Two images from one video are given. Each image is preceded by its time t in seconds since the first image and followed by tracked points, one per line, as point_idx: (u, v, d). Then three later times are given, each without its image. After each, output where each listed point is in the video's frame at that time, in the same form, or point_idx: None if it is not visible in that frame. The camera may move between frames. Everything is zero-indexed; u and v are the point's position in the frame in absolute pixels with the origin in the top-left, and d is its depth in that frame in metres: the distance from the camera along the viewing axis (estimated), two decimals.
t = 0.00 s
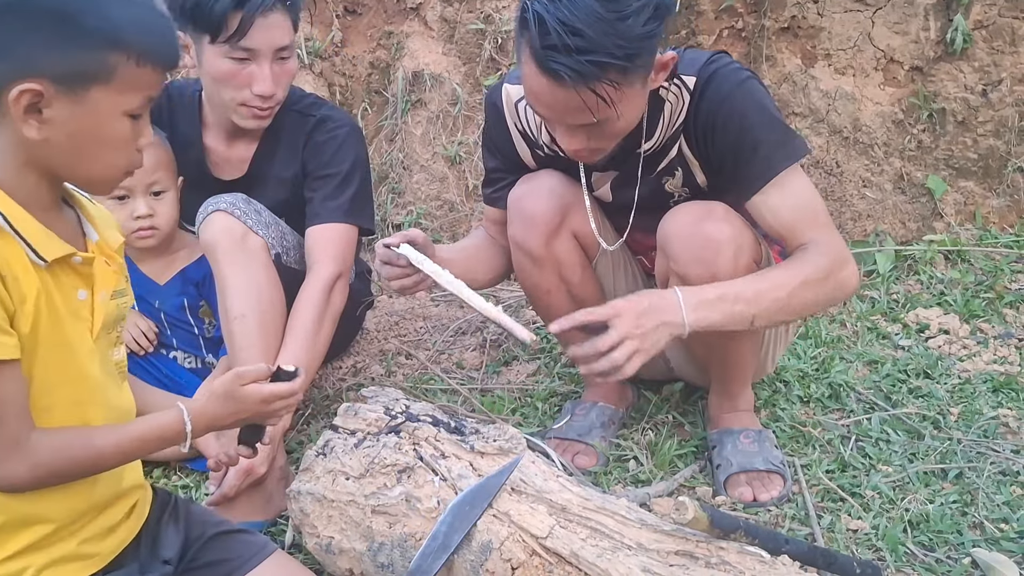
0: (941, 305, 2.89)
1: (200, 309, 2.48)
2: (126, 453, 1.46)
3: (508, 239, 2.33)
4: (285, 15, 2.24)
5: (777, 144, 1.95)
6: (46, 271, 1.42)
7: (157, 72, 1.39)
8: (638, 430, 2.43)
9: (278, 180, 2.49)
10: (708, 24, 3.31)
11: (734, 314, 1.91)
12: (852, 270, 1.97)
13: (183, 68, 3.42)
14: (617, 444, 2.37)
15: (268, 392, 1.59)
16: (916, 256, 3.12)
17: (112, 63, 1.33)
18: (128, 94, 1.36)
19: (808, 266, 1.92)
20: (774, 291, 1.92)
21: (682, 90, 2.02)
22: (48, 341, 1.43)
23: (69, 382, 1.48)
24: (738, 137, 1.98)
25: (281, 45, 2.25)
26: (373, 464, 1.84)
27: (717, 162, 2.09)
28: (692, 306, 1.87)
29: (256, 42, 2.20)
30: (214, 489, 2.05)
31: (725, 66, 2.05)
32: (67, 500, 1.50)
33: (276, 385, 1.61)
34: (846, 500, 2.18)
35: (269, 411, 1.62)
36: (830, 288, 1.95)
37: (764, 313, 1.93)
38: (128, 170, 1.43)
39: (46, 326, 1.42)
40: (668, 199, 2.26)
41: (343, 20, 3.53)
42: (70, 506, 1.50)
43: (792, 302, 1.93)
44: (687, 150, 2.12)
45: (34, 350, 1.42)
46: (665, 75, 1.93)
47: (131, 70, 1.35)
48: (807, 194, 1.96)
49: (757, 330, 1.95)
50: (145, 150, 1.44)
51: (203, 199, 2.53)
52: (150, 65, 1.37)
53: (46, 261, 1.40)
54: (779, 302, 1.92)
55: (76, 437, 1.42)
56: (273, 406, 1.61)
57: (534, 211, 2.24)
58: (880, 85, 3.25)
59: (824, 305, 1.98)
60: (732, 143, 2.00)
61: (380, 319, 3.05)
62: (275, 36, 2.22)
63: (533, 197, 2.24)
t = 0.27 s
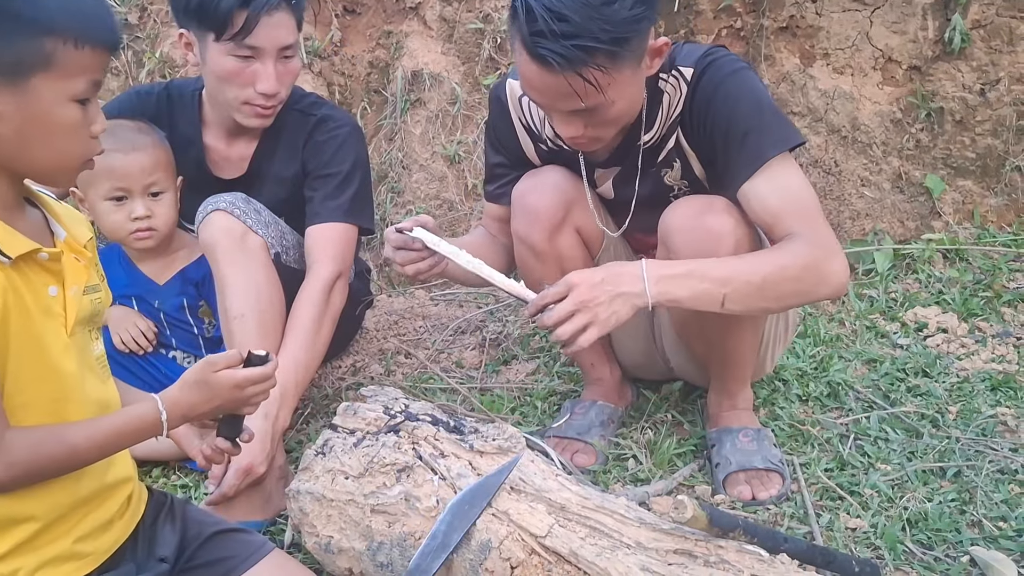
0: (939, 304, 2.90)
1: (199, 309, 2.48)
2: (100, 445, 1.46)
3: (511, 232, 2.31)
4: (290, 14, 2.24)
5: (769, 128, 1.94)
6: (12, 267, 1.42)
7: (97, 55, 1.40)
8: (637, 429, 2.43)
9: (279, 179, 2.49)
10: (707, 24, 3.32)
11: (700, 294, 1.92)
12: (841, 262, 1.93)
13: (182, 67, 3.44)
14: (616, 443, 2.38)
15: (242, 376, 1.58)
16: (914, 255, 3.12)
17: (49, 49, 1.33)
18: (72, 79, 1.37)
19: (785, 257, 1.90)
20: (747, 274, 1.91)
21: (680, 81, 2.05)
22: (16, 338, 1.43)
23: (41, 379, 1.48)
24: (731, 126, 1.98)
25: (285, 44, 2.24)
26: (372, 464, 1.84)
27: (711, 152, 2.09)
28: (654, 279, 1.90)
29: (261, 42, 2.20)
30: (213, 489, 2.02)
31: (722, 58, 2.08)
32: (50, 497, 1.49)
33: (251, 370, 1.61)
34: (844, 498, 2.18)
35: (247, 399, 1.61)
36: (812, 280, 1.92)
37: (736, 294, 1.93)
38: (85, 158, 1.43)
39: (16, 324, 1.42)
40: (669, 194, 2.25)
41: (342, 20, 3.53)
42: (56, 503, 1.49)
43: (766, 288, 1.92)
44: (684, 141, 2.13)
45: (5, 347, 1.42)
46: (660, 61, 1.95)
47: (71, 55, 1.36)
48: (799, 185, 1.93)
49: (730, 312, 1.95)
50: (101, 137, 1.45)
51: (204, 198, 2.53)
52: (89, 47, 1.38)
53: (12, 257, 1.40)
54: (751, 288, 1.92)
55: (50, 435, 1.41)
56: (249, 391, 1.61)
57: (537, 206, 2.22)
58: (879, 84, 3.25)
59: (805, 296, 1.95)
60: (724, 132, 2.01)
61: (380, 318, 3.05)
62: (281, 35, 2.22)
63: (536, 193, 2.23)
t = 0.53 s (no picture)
0: (940, 305, 2.89)
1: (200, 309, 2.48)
2: (92, 443, 1.45)
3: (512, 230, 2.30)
4: (293, 13, 2.23)
5: (777, 127, 1.96)
6: None
7: (74, 46, 1.41)
8: (638, 429, 2.42)
9: (280, 178, 2.48)
10: (708, 24, 3.32)
11: (725, 300, 1.93)
12: (851, 258, 1.96)
13: (183, 66, 3.44)
14: (616, 443, 2.37)
15: (232, 373, 1.57)
16: (915, 255, 3.12)
17: (24, 42, 1.34)
18: (49, 72, 1.38)
19: (803, 258, 1.92)
20: (767, 278, 1.93)
21: (685, 79, 2.05)
22: (7, 335, 1.43)
23: (32, 377, 1.48)
24: (739, 123, 1.99)
25: (288, 43, 2.24)
26: (372, 463, 1.84)
27: (718, 150, 2.09)
28: (683, 291, 1.91)
29: (264, 41, 2.19)
30: (213, 488, 2.02)
31: (727, 56, 2.08)
32: (42, 495, 1.47)
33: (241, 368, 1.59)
34: (845, 499, 2.18)
35: (241, 396, 1.60)
36: (827, 278, 1.95)
37: (757, 297, 1.94)
38: (66, 153, 1.45)
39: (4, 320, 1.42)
40: (673, 190, 2.24)
41: (343, 19, 3.53)
42: (49, 502, 1.48)
43: (785, 290, 1.94)
44: (689, 138, 2.12)
45: None
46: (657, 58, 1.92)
47: (46, 47, 1.37)
48: (807, 183, 1.96)
49: (750, 314, 1.97)
50: (82, 130, 1.46)
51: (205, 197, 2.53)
52: (64, 39, 1.39)
53: None
54: (771, 291, 1.94)
55: (40, 434, 1.41)
56: (239, 388, 1.59)
57: (539, 203, 2.21)
58: (880, 84, 3.25)
59: (819, 294, 1.98)
60: (732, 129, 2.01)
61: (380, 318, 3.05)
62: (285, 34, 2.22)
63: (538, 191, 2.22)
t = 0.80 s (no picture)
0: (940, 308, 2.90)
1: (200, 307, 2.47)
2: (88, 444, 1.45)
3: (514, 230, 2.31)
4: (295, 13, 2.23)
5: (785, 130, 1.97)
6: None
7: (62, 43, 1.42)
8: (637, 430, 2.43)
9: (281, 177, 2.48)
10: (709, 26, 3.32)
11: (739, 308, 1.94)
12: (856, 261, 1.98)
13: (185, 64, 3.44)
14: (616, 444, 2.37)
15: (229, 371, 1.57)
16: (915, 259, 3.12)
17: (13, 40, 1.35)
18: (38, 69, 1.39)
19: (812, 262, 1.92)
20: (780, 285, 1.93)
21: (690, 81, 2.07)
22: (5, 335, 1.42)
23: (29, 377, 1.47)
24: (745, 125, 2.00)
25: (291, 43, 2.24)
26: (371, 463, 1.84)
27: (723, 151, 2.09)
28: (704, 302, 1.91)
29: (267, 40, 2.20)
30: (213, 486, 2.02)
31: (733, 58, 2.09)
32: (40, 493, 1.47)
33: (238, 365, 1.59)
34: (844, 502, 2.18)
35: (237, 394, 1.60)
36: (834, 281, 1.96)
37: (770, 304, 1.95)
38: (57, 150, 1.46)
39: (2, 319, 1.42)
40: (675, 190, 2.24)
41: (345, 19, 3.53)
42: (48, 500, 1.48)
43: (797, 296, 1.95)
44: (694, 140, 2.12)
45: None
46: (655, 57, 1.91)
47: (35, 45, 1.38)
48: (813, 185, 1.97)
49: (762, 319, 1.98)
50: (73, 127, 1.47)
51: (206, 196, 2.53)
52: (53, 35, 1.40)
53: None
54: (783, 297, 1.94)
55: (37, 434, 1.41)
56: (237, 386, 1.59)
57: (540, 203, 2.21)
58: (880, 88, 3.25)
59: (827, 297, 1.99)
60: (738, 131, 2.02)
61: (380, 317, 3.05)
62: (287, 34, 2.22)
63: (539, 191, 2.22)
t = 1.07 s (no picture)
0: (939, 311, 2.90)
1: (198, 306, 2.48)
2: (86, 443, 1.45)
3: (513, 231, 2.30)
4: (295, 12, 2.23)
5: (783, 130, 1.97)
6: None
7: (51, 41, 1.42)
8: (635, 432, 2.43)
9: (281, 177, 2.48)
10: (710, 28, 3.32)
11: (736, 314, 1.93)
12: (851, 265, 1.99)
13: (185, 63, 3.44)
14: (614, 446, 2.37)
15: (227, 374, 1.59)
16: (914, 262, 3.12)
17: (3, 37, 1.36)
18: (29, 66, 1.40)
19: (809, 267, 1.92)
20: (778, 290, 1.92)
21: (689, 80, 2.07)
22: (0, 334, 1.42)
23: (22, 376, 1.46)
24: (743, 124, 2.00)
25: (290, 42, 2.24)
26: (369, 463, 1.84)
27: (721, 151, 2.09)
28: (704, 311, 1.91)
29: (266, 39, 2.19)
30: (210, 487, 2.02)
31: (733, 57, 2.09)
32: (41, 493, 1.48)
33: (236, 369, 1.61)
34: (842, 504, 2.18)
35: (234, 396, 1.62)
36: (831, 284, 1.96)
37: (768, 307, 1.95)
38: (47, 147, 1.46)
39: None
40: (674, 190, 2.24)
41: (345, 19, 3.53)
42: (47, 500, 1.49)
43: (795, 299, 1.95)
44: (692, 140, 2.12)
45: None
46: (650, 53, 1.91)
47: (24, 42, 1.38)
48: (810, 186, 1.97)
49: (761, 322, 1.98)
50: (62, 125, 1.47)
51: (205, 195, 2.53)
52: (42, 32, 1.40)
53: None
54: (782, 301, 1.94)
55: (33, 435, 1.41)
56: (235, 389, 1.62)
57: (539, 204, 2.21)
58: (880, 90, 3.25)
59: (824, 299, 1.99)
60: (736, 130, 2.02)
61: (378, 318, 3.04)
62: (286, 34, 2.21)
63: (539, 191, 2.22)
